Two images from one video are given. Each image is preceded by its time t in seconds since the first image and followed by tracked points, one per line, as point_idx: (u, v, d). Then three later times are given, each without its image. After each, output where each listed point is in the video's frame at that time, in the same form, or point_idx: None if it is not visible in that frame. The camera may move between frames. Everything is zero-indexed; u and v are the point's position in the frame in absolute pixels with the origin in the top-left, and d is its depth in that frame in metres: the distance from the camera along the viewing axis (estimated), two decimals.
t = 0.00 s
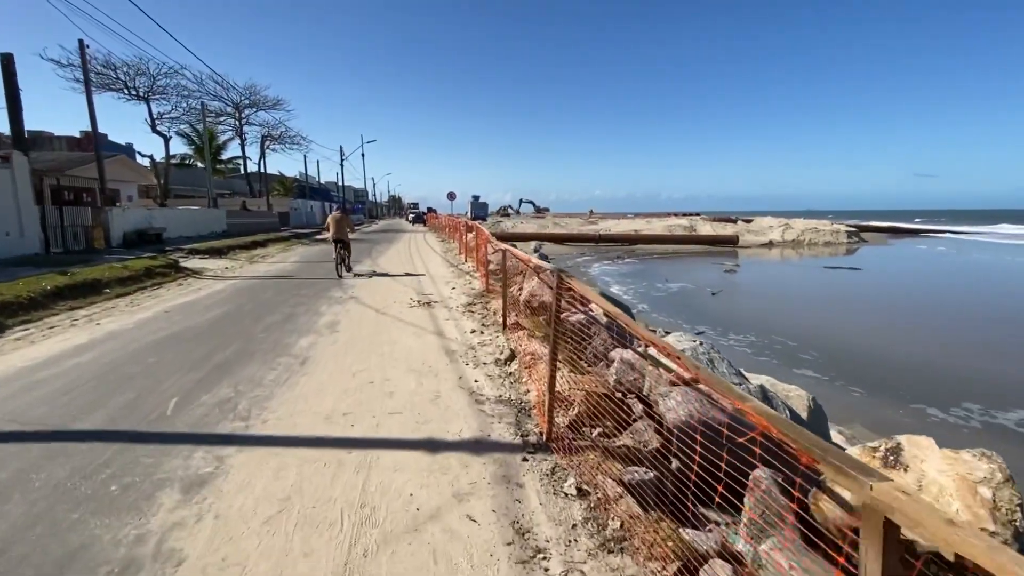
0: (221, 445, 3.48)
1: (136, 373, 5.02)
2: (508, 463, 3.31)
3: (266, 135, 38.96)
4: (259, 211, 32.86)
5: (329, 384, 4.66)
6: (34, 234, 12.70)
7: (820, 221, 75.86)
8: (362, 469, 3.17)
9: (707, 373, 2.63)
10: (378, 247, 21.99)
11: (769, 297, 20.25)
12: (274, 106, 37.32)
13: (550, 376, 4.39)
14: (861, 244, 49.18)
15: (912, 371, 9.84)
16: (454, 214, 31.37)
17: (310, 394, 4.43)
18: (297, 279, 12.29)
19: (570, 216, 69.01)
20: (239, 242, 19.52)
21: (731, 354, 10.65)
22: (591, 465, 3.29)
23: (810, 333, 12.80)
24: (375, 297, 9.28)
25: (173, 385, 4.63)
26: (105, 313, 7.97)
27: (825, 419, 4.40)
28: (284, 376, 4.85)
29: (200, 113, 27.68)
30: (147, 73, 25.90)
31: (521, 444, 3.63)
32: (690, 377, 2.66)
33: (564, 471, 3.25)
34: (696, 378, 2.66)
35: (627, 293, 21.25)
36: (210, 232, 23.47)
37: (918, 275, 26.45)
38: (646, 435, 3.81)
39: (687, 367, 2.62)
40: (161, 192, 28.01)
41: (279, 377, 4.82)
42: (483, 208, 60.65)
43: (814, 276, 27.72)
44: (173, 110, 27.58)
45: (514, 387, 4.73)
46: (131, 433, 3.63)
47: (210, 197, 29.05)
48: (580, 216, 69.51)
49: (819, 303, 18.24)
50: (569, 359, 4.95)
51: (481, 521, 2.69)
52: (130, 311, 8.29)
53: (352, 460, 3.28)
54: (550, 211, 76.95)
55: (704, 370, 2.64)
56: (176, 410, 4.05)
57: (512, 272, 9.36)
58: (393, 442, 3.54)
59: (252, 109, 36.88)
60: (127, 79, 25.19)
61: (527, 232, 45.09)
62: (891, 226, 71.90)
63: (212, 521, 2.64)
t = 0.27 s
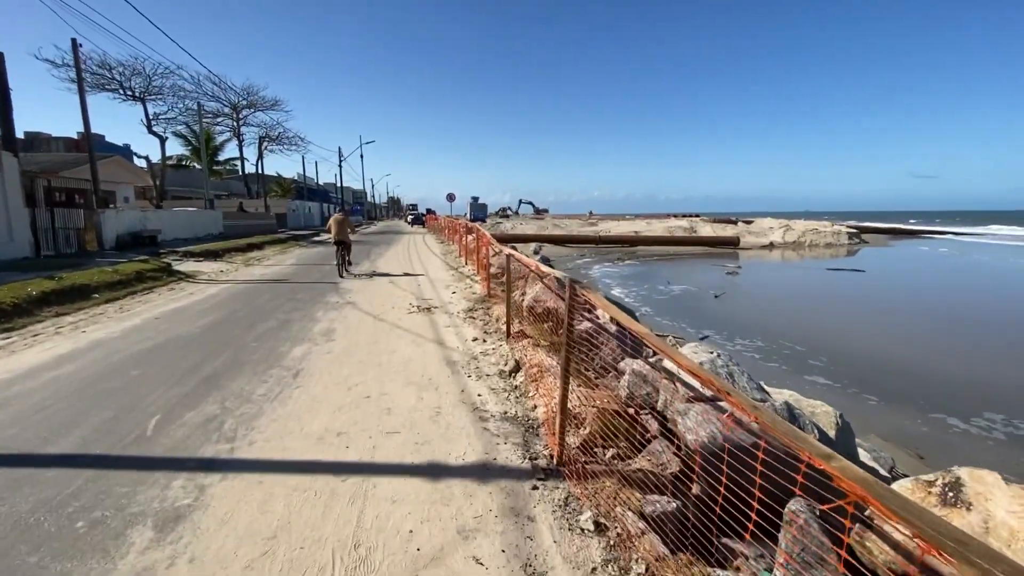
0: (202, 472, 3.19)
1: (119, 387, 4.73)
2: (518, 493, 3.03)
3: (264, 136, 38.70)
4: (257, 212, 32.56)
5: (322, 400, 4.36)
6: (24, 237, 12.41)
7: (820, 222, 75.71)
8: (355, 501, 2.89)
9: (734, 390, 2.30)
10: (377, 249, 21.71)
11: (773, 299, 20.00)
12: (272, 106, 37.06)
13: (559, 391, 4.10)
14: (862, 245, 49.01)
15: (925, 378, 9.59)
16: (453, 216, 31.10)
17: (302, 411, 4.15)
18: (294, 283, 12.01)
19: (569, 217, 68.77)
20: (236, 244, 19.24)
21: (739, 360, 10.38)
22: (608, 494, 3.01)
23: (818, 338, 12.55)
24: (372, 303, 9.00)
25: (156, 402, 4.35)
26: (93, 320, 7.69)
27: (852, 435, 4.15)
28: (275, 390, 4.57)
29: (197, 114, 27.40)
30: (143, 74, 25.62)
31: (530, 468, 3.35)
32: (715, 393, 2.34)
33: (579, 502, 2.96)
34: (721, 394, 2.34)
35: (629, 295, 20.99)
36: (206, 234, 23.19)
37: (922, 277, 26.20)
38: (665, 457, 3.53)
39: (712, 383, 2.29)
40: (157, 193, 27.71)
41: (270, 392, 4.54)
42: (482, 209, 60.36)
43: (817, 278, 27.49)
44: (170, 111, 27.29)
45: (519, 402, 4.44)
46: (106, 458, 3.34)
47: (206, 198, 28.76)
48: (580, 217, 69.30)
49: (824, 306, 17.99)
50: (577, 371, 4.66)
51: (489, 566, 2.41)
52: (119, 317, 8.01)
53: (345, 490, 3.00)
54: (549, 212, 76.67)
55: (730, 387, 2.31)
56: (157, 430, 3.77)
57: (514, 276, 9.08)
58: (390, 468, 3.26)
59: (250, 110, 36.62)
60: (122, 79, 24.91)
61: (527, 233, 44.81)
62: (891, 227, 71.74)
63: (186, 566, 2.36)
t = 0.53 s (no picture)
0: (180, 493, 2.93)
1: (99, 396, 4.47)
2: (526, 520, 2.76)
3: (262, 136, 38.44)
4: (255, 213, 32.29)
5: (313, 412, 4.08)
6: (14, 238, 12.14)
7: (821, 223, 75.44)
8: (345, 529, 2.62)
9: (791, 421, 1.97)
10: (376, 250, 21.44)
11: (777, 301, 19.74)
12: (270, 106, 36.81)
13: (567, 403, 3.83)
14: (864, 245, 48.74)
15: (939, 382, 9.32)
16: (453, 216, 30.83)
17: (292, 423, 3.88)
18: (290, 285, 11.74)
19: (569, 217, 68.49)
20: (232, 244, 18.97)
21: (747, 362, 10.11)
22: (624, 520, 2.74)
23: (826, 340, 12.29)
24: (370, 305, 8.74)
25: (137, 412, 4.08)
26: (80, 324, 7.42)
27: (881, 449, 3.89)
28: (264, 401, 4.29)
29: (195, 113, 27.14)
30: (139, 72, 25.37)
31: (537, 490, 3.07)
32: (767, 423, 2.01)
33: (593, 531, 2.69)
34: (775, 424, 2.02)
35: (632, 296, 20.72)
36: (203, 234, 22.92)
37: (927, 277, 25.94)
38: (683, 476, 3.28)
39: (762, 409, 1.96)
40: (154, 193, 27.44)
41: (259, 402, 4.27)
42: (481, 210, 60.11)
43: (820, 278, 27.23)
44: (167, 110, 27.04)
45: (523, 413, 4.17)
46: (76, 477, 3.08)
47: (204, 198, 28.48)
48: (580, 217, 69.00)
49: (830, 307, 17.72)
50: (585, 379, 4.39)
51: None
52: (107, 320, 7.74)
53: (335, 516, 2.73)
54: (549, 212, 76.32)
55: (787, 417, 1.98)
56: (134, 446, 3.49)
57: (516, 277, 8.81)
58: (385, 490, 2.99)
59: (248, 110, 36.37)
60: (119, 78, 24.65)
61: (527, 233, 44.51)
62: (892, 227, 71.46)
63: None
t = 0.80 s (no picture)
0: (145, 528, 2.63)
1: (71, 410, 4.18)
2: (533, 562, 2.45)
3: (261, 136, 38.13)
4: (254, 213, 31.98)
5: (300, 429, 3.77)
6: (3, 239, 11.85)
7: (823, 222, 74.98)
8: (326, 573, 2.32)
9: (893, 489, 1.53)
10: (375, 251, 21.13)
11: (783, 302, 19.40)
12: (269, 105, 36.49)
13: (575, 421, 3.50)
14: (867, 245, 48.32)
15: (956, 387, 8.99)
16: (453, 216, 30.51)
17: (276, 442, 3.57)
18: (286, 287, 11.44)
19: (570, 217, 68.13)
20: (229, 245, 18.67)
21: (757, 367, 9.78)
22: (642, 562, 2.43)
23: (835, 343, 11.96)
24: (367, 309, 8.43)
25: (110, 429, 3.79)
26: (64, 329, 7.14)
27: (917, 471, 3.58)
28: (248, 417, 3.98)
29: (192, 112, 26.85)
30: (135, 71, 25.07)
31: (544, 524, 2.75)
32: (860, 490, 1.57)
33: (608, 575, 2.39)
34: (867, 489, 1.58)
35: (635, 297, 20.39)
36: (200, 235, 22.63)
37: (934, 278, 25.56)
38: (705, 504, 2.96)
39: (855, 476, 1.52)
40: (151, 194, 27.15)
41: (242, 418, 3.97)
42: (482, 210, 59.75)
43: (825, 279, 26.87)
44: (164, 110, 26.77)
45: (527, 430, 3.85)
46: (32, 508, 2.79)
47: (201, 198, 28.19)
48: (581, 217, 68.61)
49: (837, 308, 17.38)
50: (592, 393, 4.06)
51: None
52: (93, 326, 7.45)
53: (316, 556, 2.43)
54: (550, 212, 75.87)
55: (887, 483, 1.54)
56: (101, 470, 3.19)
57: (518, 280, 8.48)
58: (373, 524, 2.68)
59: (247, 109, 36.07)
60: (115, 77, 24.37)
61: (528, 233, 44.16)
62: (895, 226, 71.01)
63: None
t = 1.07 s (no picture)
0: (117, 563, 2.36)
1: (50, 422, 3.91)
2: None
3: (262, 134, 37.88)
4: (254, 212, 31.72)
5: (293, 446, 3.48)
6: None
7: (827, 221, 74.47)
8: None
9: None
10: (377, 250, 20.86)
11: (791, 301, 19.06)
12: (270, 103, 36.25)
13: (592, 440, 3.21)
14: (873, 244, 47.84)
15: (977, 390, 8.67)
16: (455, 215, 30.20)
17: (267, 460, 3.29)
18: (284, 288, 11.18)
19: (572, 216, 67.74)
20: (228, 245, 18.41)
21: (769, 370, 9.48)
22: None
23: (848, 345, 11.65)
24: (367, 311, 8.15)
25: (88, 445, 3.51)
26: (52, 333, 6.88)
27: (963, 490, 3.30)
28: (237, 431, 3.70)
29: (191, 111, 26.59)
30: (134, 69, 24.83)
31: (564, 561, 2.45)
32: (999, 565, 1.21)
33: None
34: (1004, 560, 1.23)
35: (640, 297, 20.08)
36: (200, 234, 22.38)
37: (943, 276, 25.18)
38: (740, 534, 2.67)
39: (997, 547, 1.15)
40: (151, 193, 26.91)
41: (231, 432, 3.69)
42: (484, 209, 59.42)
43: (832, 278, 26.50)
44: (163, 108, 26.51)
45: (538, 447, 3.55)
46: None
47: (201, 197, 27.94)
48: (583, 216, 68.23)
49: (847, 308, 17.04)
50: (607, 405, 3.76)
51: None
52: (83, 329, 7.19)
53: None
54: (552, 211, 75.48)
55: None
56: (73, 494, 2.91)
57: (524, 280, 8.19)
58: (371, 560, 2.39)
59: (247, 107, 35.82)
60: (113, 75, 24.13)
61: (530, 232, 43.83)
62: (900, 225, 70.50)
63: None
